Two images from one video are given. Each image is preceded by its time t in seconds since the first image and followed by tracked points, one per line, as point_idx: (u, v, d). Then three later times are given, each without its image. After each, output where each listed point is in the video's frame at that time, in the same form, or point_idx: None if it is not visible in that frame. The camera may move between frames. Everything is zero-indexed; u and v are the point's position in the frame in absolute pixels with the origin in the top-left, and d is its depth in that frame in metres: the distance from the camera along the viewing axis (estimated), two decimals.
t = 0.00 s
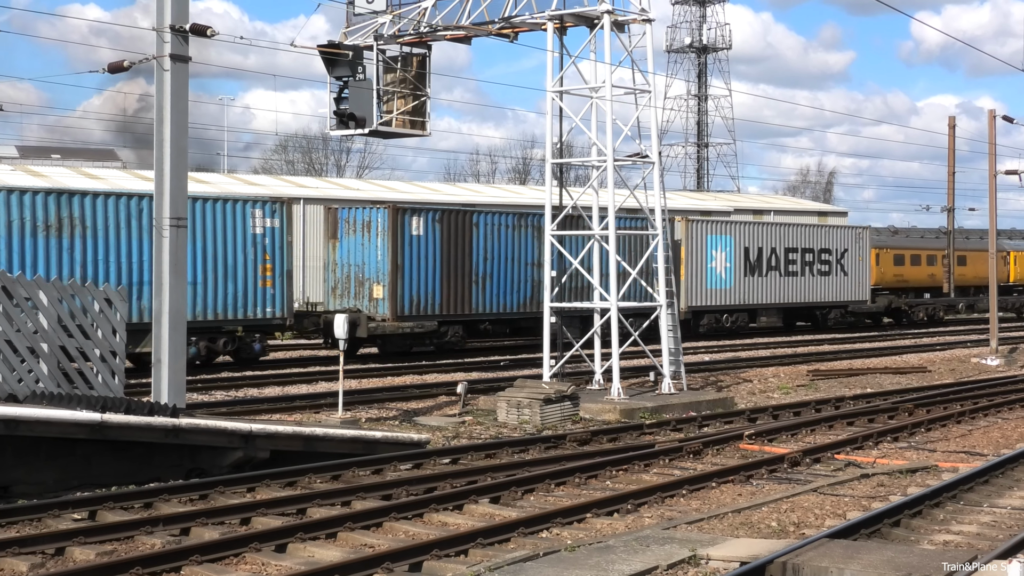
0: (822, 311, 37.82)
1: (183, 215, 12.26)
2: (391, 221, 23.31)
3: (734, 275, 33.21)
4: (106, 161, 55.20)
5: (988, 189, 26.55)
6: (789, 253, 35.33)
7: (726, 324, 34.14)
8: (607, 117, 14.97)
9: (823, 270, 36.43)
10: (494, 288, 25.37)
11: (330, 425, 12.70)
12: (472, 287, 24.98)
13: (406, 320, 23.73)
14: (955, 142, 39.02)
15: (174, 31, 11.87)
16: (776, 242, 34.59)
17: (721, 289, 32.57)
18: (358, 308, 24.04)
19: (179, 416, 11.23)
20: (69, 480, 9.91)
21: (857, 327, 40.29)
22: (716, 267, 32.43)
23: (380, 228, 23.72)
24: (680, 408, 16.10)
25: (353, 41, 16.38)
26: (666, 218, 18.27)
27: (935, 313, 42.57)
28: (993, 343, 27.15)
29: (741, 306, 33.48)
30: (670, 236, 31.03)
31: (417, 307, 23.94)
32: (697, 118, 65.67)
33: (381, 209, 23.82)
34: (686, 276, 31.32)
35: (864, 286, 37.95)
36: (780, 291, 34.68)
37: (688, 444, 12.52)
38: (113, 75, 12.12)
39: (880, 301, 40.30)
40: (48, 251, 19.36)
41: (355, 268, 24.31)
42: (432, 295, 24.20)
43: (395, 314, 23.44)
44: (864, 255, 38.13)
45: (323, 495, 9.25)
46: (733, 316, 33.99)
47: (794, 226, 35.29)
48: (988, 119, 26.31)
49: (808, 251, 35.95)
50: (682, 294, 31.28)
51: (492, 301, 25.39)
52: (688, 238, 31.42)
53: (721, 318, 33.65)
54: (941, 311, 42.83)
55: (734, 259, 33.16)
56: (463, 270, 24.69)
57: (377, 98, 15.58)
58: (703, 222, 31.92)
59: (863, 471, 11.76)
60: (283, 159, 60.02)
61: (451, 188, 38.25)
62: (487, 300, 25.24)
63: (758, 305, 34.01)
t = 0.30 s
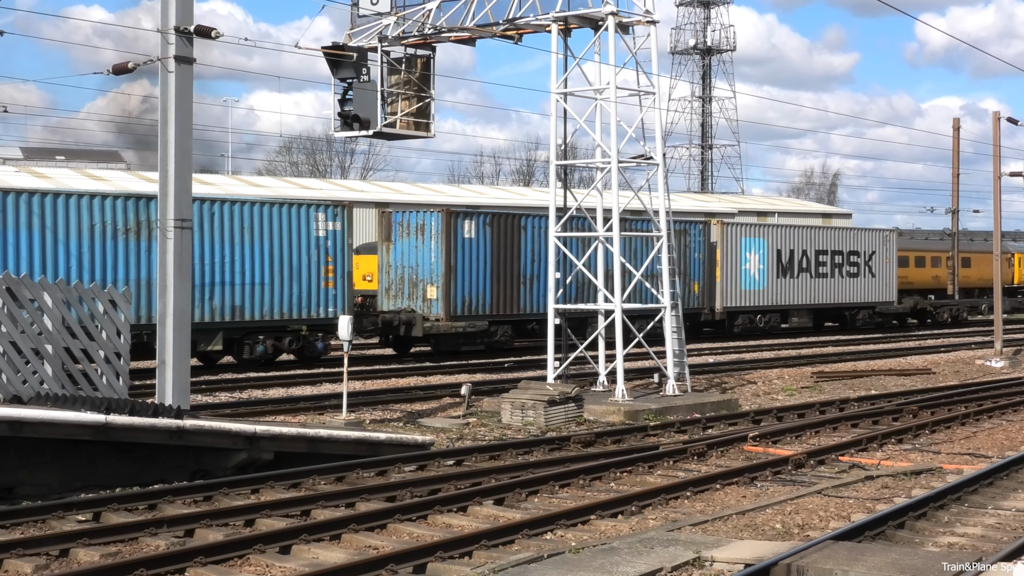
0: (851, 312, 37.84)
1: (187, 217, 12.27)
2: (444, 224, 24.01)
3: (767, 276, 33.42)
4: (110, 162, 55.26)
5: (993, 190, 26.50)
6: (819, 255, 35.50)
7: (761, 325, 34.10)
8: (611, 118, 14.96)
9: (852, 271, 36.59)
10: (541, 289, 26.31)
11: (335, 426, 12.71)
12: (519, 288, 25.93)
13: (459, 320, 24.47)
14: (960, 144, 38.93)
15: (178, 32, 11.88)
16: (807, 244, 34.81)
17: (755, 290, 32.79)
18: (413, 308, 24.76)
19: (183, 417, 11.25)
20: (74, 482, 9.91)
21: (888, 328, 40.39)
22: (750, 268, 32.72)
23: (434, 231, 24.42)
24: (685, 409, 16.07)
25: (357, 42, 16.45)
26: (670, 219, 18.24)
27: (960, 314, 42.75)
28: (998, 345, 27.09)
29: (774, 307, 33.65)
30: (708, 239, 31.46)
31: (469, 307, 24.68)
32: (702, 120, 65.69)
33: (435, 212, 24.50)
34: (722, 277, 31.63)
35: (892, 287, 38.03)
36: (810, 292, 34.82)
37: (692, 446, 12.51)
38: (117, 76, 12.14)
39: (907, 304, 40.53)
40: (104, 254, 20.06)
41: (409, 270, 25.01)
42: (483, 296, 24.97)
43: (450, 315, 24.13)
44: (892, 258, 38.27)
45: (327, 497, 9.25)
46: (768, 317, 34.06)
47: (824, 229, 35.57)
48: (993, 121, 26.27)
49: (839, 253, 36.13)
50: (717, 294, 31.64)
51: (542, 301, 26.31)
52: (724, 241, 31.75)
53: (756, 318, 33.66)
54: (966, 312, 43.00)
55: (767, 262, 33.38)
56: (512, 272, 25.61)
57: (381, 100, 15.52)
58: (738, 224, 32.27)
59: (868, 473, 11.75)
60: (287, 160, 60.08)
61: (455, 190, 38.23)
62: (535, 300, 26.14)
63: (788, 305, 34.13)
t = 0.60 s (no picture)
0: (882, 312, 38.60)
1: (193, 218, 12.29)
2: (503, 228, 25.30)
3: (803, 277, 34.40)
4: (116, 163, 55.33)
5: (998, 191, 26.45)
6: (852, 257, 36.36)
7: (796, 325, 35.01)
8: (615, 119, 14.96)
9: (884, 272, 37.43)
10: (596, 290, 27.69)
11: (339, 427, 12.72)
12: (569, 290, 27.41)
13: (515, 319, 25.75)
14: (965, 146, 38.84)
15: (183, 33, 11.91)
16: (841, 246, 35.71)
17: (792, 291, 33.81)
18: (470, 308, 25.72)
19: (188, 418, 11.26)
20: (79, 483, 9.92)
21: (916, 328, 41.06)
22: (787, 270, 33.73)
23: (492, 234, 25.54)
24: (689, 411, 16.06)
25: (362, 44, 16.49)
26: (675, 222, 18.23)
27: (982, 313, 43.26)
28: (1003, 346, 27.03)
29: (809, 307, 34.55)
30: (747, 242, 32.47)
31: (524, 307, 25.97)
32: (706, 121, 65.73)
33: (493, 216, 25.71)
34: (761, 279, 32.68)
35: (921, 288, 38.85)
36: (844, 294, 35.72)
37: (697, 447, 12.49)
38: (122, 78, 12.16)
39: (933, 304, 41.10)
40: (144, 256, 20.63)
41: (466, 271, 25.94)
42: (536, 296, 26.30)
43: (507, 314, 25.37)
44: (921, 259, 39.09)
45: (332, 498, 9.25)
46: (804, 317, 35.01)
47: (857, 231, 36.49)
48: (998, 122, 26.22)
49: (872, 255, 37.01)
50: (756, 295, 32.68)
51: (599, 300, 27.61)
52: (762, 243, 32.76)
53: (792, 318, 34.62)
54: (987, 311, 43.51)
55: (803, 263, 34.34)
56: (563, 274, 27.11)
57: (386, 100, 15.60)
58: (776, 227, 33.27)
59: (872, 474, 11.72)
60: (292, 162, 60.14)
61: (460, 192, 38.29)
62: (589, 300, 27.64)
63: (823, 306, 35.08)
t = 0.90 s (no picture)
0: (909, 312, 38.69)
1: (197, 219, 12.30)
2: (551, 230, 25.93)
3: (834, 279, 34.64)
4: (120, 165, 55.37)
5: (1003, 192, 26.41)
6: (882, 258, 36.51)
7: (827, 326, 35.16)
8: (620, 121, 14.95)
9: (912, 273, 37.58)
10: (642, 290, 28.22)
11: (343, 428, 12.72)
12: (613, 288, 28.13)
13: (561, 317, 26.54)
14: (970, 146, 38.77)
15: (188, 35, 11.92)
16: (871, 248, 35.94)
17: (823, 292, 34.09)
18: (517, 308, 26.33)
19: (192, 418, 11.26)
20: (84, 483, 9.92)
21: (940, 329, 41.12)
22: (818, 271, 34.02)
23: (539, 236, 26.31)
24: (694, 411, 16.05)
25: (367, 44, 16.54)
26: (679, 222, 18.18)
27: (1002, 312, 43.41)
28: (1008, 347, 26.98)
29: (840, 307, 34.82)
30: (781, 243, 32.79)
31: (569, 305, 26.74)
32: (711, 121, 65.72)
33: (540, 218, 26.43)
34: (793, 280, 33.01)
35: (947, 287, 38.90)
36: (873, 294, 35.90)
37: (702, 448, 12.48)
38: (127, 79, 12.18)
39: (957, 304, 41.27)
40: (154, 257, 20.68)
41: (513, 271, 26.32)
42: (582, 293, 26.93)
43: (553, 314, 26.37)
44: (948, 260, 39.24)
45: (336, 499, 9.24)
46: (835, 317, 35.25)
47: (887, 233, 36.72)
48: (1003, 122, 26.18)
49: (901, 256, 37.20)
50: (789, 295, 32.99)
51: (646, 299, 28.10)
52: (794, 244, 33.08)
53: (824, 318, 34.83)
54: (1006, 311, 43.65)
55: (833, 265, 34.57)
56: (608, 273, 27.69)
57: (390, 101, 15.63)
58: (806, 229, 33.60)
59: (877, 475, 11.71)
60: (296, 163, 60.13)
61: (464, 192, 38.29)
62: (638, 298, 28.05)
63: (853, 306, 35.32)
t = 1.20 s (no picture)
0: (939, 313, 38.57)
1: (203, 221, 12.31)
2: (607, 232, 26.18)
3: (869, 281, 34.57)
4: (125, 167, 55.41)
5: (1010, 194, 26.34)
6: (913, 260, 36.44)
7: (861, 326, 35.08)
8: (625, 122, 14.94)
9: (944, 274, 37.55)
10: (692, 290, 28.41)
11: (349, 430, 12.72)
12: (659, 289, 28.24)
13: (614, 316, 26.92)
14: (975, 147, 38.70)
15: (194, 37, 11.95)
16: (903, 249, 35.90)
17: (857, 293, 34.02)
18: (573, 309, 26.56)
19: (198, 420, 11.27)
20: (90, 485, 9.94)
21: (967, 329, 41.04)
22: (854, 273, 33.96)
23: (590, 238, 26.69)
24: (700, 413, 16.04)
25: (372, 46, 16.62)
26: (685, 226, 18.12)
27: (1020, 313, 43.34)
28: (1016, 349, 26.89)
29: (875, 308, 34.75)
30: (818, 245, 32.76)
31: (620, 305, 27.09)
32: (717, 123, 65.63)
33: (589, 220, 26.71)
34: (829, 281, 32.88)
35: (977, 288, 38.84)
36: (905, 296, 35.85)
37: (708, 450, 12.46)
38: (133, 81, 12.22)
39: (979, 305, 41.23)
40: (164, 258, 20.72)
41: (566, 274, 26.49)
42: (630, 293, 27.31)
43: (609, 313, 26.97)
44: (977, 262, 39.22)
45: (342, 501, 9.24)
46: (869, 318, 35.19)
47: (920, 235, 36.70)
48: (1010, 124, 26.12)
49: (932, 258, 37.17)
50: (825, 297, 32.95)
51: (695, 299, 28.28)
52: (830, 246, 33.03)
53: (859, 319, 34.76)
54: None
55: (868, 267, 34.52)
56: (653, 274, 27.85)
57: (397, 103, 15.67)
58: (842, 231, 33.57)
59: (884, 478, 11.68)
60: (301, 165, 60.17)
61: (470, 194, 38.19)
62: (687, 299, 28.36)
63: (886, 308, 35.26)
